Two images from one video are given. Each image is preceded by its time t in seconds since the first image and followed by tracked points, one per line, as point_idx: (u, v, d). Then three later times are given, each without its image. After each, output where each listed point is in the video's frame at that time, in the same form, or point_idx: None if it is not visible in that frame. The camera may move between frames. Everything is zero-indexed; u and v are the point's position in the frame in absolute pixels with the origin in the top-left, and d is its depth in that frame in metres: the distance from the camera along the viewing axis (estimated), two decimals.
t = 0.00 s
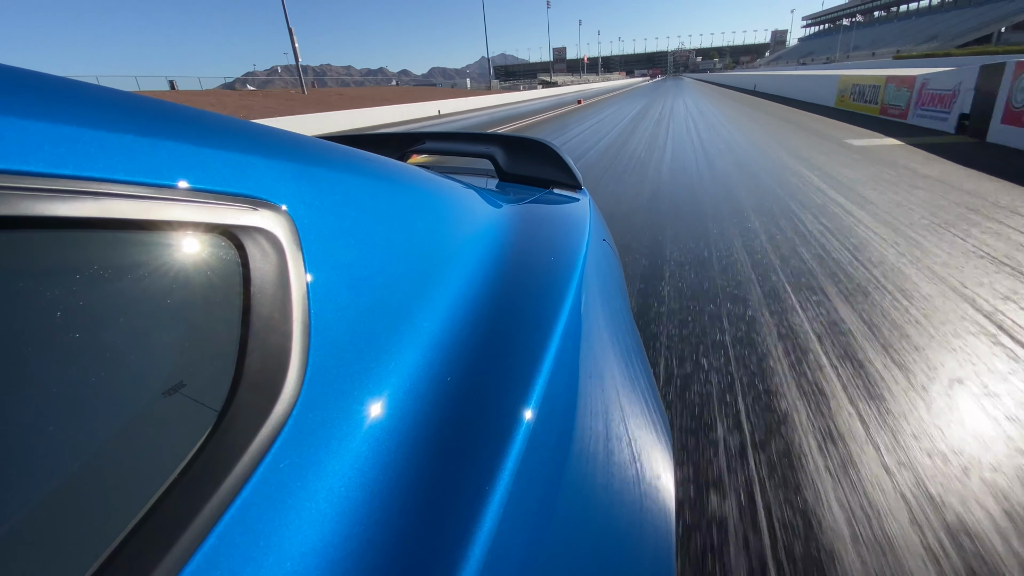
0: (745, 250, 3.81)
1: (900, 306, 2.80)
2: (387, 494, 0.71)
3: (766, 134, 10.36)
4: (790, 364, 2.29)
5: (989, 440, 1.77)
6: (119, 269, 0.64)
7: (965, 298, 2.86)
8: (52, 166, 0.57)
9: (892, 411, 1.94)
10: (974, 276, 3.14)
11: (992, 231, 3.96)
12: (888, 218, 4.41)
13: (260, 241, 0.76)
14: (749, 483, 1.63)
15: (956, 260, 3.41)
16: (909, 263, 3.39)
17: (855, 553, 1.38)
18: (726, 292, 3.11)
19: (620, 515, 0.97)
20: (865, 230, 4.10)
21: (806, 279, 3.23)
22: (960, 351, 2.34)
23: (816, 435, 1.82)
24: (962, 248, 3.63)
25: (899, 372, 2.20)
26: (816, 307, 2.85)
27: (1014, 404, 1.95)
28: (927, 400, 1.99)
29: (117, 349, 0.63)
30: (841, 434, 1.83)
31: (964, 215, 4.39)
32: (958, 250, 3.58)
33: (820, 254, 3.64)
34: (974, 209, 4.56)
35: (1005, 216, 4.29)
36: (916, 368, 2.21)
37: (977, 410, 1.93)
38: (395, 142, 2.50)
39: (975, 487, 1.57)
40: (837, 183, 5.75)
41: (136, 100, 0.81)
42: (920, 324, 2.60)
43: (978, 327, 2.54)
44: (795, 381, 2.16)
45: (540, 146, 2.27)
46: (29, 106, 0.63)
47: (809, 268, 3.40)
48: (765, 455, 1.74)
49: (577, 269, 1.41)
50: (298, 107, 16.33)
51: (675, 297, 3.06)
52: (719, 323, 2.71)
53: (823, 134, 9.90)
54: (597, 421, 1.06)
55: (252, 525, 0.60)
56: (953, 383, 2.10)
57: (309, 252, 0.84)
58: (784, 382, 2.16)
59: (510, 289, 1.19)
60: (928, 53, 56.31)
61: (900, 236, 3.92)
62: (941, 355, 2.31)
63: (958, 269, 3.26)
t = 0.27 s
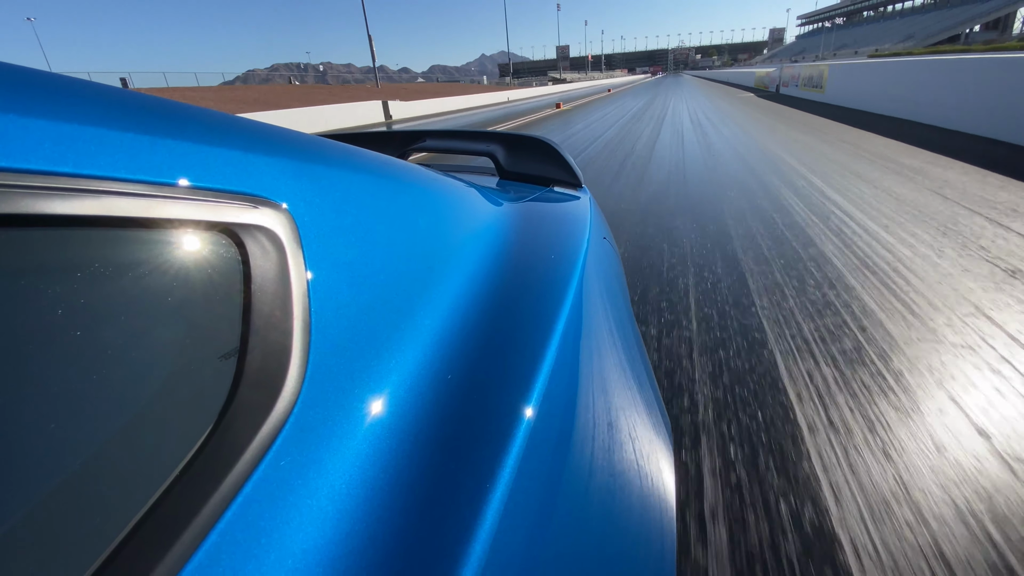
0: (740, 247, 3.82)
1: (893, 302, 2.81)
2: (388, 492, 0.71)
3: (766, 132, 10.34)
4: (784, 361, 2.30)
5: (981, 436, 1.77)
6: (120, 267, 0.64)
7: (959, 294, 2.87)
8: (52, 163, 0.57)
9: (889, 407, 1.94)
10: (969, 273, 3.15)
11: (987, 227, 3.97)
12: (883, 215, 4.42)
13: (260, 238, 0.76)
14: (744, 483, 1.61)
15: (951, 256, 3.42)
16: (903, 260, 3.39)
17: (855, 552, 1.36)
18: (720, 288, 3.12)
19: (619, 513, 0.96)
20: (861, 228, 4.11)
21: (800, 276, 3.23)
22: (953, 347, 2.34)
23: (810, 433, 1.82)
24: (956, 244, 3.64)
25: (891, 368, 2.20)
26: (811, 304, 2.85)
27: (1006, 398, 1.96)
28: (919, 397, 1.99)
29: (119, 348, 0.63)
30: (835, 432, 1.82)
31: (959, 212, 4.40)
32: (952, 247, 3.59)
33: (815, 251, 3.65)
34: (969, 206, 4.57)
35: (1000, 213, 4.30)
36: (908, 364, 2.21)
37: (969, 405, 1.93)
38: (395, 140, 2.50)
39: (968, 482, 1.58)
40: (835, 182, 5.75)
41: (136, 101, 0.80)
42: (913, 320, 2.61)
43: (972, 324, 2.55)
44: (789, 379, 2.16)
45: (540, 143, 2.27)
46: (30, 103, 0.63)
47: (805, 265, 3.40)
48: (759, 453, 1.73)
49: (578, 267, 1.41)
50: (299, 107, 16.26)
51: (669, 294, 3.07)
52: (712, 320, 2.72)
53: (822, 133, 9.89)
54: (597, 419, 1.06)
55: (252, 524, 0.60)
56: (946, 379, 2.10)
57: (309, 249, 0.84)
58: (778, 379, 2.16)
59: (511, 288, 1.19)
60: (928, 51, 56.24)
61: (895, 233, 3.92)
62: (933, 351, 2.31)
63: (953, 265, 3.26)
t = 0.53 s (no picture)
0: (739, 244, 3.81)
1: (892, 298, 2.81)
2: (390, 491, 0.71)
3: (767, 128, 10.31)
4: (783, 358, 2.29)
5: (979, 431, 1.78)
6: (120, 266, 0.63)
7: (957, 290, 2.87)
8: (52, 162, 0.57)
9: (888, 404, 1.94)
10: (968, 268, 3.15)
11: (985, 223, 3.97)
12: (882, 211, 4.42)
13: (259, 237, 0.76)
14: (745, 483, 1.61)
15: (949, 252, 3.43)
16: (902, 256, 3.39)
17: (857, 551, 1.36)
18: (719, 286, 3.12)
19: (620, 510, 0.96)
20: (859, 224, 4.11)
21: (799, 273, 3.23)
22: (951, 342, 2.35)
23: (810, 431, 1.81)
24: (954, 240, 3.65)
25: (890, 365, 2.20)
26: (810, 300, 2.85)
27: (1003, 394, 1.96)
28: (918, 393, 1.99)
29: (120, 346, 0.63)
30: (835, 430, 1.81)
31: (958, 208, 4.40)
32: (951, 243, 3.59)
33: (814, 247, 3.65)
34: (967, 202, 4.57)
35: (998, 209, 4.31)
36: (906, 361, 2.22)
37: (967, 402, 1.94)
38: (396, 138, 2.49)
39: (967, 479, 1.58)
40: (835, 178, 5.75)
41: (137, 101, 0.80)
42: (912, 316, 2.61)
43: (970, 319, 2.55)
44: (788, 377, 2.15)
45: (540, 140, 2.26)
46: (31, 102, 0.63)
47: (803, 262, 3.40)
48: (759, 452, 1.73)
49: (579, 265, 1.41)
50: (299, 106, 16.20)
51: (668, 291, 3.07)
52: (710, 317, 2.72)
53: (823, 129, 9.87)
54: (598, 416, 1.06)
55: (254, 522, 0.60)
56: (944, 375, 2.10)
57: (310, 248, 0.84)
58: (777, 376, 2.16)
59: (512, 286, 1.19)
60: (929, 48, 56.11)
61: (894, 229, 3.92)
62: (930, 347, 2.32)
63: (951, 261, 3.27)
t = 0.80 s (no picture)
0: (739, 239, 3.80)
1: (892, 293, 2.80)
2: (390, 487, 0.71)
3: (767, 124, 10.28)
4: (784, 354, 2.29)
5: (980, 426, 1.77)
6: (119, 263, 0.63)
7: (957, 284, 2.87)
8: (50, 159, 0.57)
9: (889, 399, 1.94)
10: (969, 263, 3.14)
11: (986, 218, 3.97)
12: (883, 206, 4.40)
13: (259, 233, 0.76)
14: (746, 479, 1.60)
15: (950, 246, 3.42)
16: (902, 251, 3.38)
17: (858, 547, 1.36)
18: (719, 281, 3.11)
19: (620, 505, 0.97)
20: (860, 219, 4.09)
21: (800, 268, 3.22)
22: (952, 337, 2.35)
23: (810, 426, 1.81)
24: (955, 235, 3.64)
25: (890, 359, 2.20)
26: (811, 295, 2.84)
27: (1004, 389, 1.96)
28: (919, 388, 1.99)
29: (120, 344, 0.63)
30: (836, 426, 1.81)
31: (958, 202, 4.39)
32: (951, 237, 3.58)
33: (814, 242, 3.64)
34: (968, 196, 4.56)
35: (999, 204, 4.30)
36: (907, 355, 2.21)
37: (968, 396, 1.93)
38: (395, 134, 2.48)
39: (969, 474, 1.57)
40: (835, 173, 5.73)
41: (137, 97, 0.80)
42: (912, 310, 2.60)
43: (970, 313, 2.55)
44: (789, 372, 2.15)
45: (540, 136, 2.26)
46: (29, 98, 0.63)
47: (804, 257, 3.39)
48: (760, 448, 1.72)
49: (579, 261, 1.40)
50: (298, 102, 16.12)
51: (668, 287, 3.06)
52: (710, 313, 2.71)
53: (823, 124, 9.83)
54: (598, 412, 1.06)
55: (255, 519, 0.60)
56: (945, 369, 2.10)
57: (310, 244, 0.84)
58: (778, 372, 2.15)
59: (512, 282, 1.18)
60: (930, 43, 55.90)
61: (894, 224, 3.91)
62: (931, 341, 2.31)
63: (951, 256, 3.26)
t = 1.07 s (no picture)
0: (740, 235, 3.80)
1: (893, 289, 2.80)
2: (391, 484, 0.72)
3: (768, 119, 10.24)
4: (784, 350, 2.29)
5: (981, 422, 1.77)
6: (119, 262, 0.63)
7: (958, 281, 2.87)
8: (50, 157, 0.57)
9: (889, 395, 1.94)
10: (969, 260, 3.14)
11: (987, 215, 3.96)
12: (883, 202, 4.40)
13: (259, 231, 0.76)
14: (746, 476, 1.60)
15: (950, 243, 3.42)
16: (903, 247, 3.38)
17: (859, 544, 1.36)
18: (720, 277, 3.10)
19: (621, 501, 0.97)
20: (861, 215, 4.09)
21: (800, 264, 3.22)
22: (952, 333, 2.35)
23: (811, 423, 1.81)
24: (955, 231, 3.64)
25: (890, 356, 2.20)
26: (812, 291, 2.84)
27: (1004, 385, 1.96)
28: (919, 385, 1.99)
29: (122, 341, 0.63)
30: (836, 423, 1.81)
31: (959, 199, 4.38)
32: (952, 233, 3.58)
33: (815, 238, 3.63)
34: (969, 193, 4.55)
35: (999, 200, 4.30)
36: (907, 352, 2.21)
37: (968, 393, 1.94)
38: (395, 131, 2.48)
39: (969, 469, 1.57)
40: (836, 169, 5.72)
41: (136, 94, 0.80)
42: (912, 307, 2.60)
43: (969, 310, 2.55)
44: (789, 369, 2.15)
45: (540, 133, 2.25)
46: (28, 96, 0.62)
47: (804, 253, 3.39)
48: (760, 445, 1.72)
49: (580, 258, 1.40)
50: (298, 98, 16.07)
51: (669, 283, 3.06)
52: (711, 309, 2.71)
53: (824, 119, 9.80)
54: (600, 408, 1.06)
55: (257, 516, 0.60)
56: (945, 366, 2.10)
57: (310, 242, 0.84)
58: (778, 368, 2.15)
59: (514, 279, 1.18)
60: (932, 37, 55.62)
61: (895, 220, 3.91)
62: (931, 338, 2.31)
63: (952, 252, 3.26)
